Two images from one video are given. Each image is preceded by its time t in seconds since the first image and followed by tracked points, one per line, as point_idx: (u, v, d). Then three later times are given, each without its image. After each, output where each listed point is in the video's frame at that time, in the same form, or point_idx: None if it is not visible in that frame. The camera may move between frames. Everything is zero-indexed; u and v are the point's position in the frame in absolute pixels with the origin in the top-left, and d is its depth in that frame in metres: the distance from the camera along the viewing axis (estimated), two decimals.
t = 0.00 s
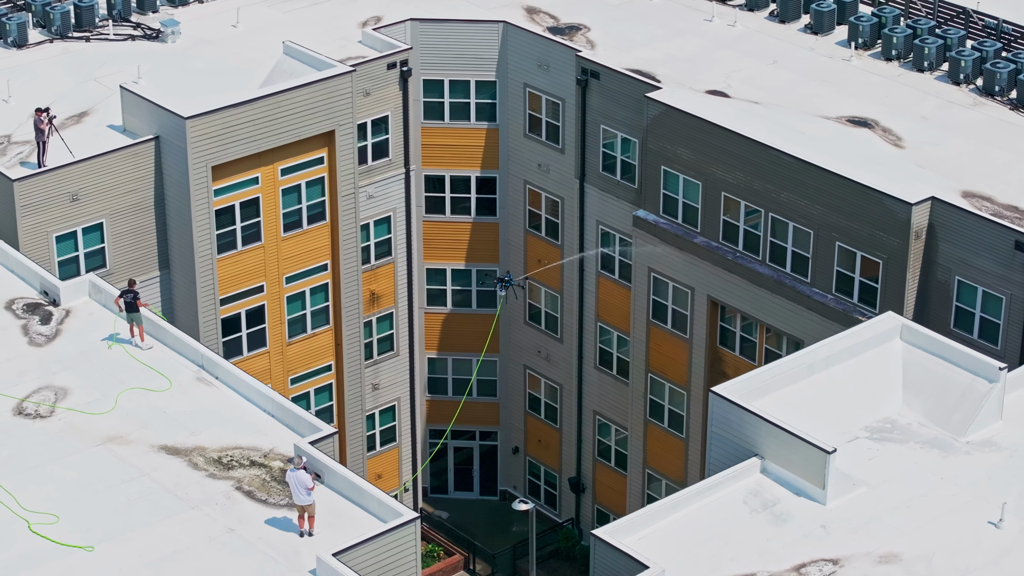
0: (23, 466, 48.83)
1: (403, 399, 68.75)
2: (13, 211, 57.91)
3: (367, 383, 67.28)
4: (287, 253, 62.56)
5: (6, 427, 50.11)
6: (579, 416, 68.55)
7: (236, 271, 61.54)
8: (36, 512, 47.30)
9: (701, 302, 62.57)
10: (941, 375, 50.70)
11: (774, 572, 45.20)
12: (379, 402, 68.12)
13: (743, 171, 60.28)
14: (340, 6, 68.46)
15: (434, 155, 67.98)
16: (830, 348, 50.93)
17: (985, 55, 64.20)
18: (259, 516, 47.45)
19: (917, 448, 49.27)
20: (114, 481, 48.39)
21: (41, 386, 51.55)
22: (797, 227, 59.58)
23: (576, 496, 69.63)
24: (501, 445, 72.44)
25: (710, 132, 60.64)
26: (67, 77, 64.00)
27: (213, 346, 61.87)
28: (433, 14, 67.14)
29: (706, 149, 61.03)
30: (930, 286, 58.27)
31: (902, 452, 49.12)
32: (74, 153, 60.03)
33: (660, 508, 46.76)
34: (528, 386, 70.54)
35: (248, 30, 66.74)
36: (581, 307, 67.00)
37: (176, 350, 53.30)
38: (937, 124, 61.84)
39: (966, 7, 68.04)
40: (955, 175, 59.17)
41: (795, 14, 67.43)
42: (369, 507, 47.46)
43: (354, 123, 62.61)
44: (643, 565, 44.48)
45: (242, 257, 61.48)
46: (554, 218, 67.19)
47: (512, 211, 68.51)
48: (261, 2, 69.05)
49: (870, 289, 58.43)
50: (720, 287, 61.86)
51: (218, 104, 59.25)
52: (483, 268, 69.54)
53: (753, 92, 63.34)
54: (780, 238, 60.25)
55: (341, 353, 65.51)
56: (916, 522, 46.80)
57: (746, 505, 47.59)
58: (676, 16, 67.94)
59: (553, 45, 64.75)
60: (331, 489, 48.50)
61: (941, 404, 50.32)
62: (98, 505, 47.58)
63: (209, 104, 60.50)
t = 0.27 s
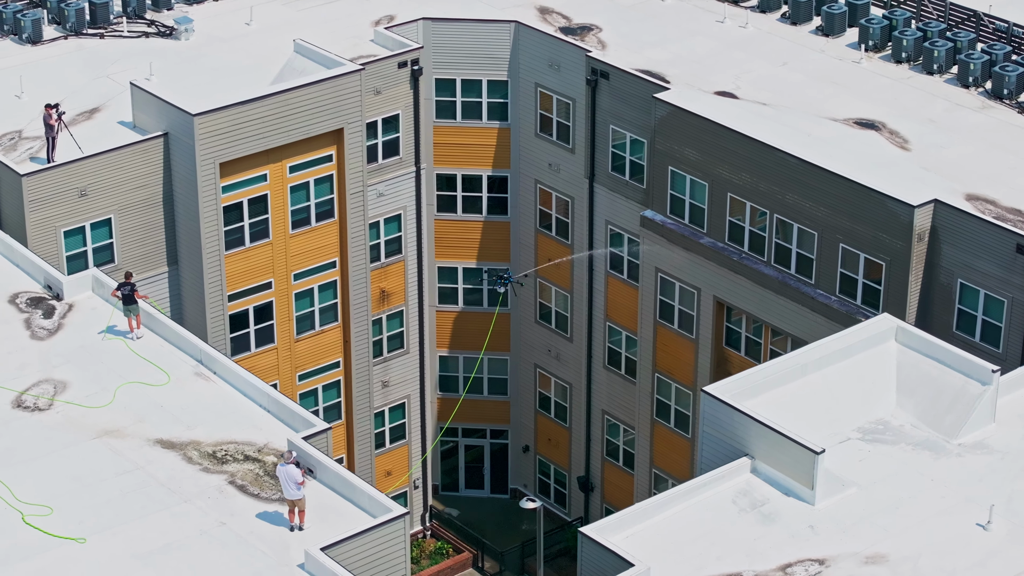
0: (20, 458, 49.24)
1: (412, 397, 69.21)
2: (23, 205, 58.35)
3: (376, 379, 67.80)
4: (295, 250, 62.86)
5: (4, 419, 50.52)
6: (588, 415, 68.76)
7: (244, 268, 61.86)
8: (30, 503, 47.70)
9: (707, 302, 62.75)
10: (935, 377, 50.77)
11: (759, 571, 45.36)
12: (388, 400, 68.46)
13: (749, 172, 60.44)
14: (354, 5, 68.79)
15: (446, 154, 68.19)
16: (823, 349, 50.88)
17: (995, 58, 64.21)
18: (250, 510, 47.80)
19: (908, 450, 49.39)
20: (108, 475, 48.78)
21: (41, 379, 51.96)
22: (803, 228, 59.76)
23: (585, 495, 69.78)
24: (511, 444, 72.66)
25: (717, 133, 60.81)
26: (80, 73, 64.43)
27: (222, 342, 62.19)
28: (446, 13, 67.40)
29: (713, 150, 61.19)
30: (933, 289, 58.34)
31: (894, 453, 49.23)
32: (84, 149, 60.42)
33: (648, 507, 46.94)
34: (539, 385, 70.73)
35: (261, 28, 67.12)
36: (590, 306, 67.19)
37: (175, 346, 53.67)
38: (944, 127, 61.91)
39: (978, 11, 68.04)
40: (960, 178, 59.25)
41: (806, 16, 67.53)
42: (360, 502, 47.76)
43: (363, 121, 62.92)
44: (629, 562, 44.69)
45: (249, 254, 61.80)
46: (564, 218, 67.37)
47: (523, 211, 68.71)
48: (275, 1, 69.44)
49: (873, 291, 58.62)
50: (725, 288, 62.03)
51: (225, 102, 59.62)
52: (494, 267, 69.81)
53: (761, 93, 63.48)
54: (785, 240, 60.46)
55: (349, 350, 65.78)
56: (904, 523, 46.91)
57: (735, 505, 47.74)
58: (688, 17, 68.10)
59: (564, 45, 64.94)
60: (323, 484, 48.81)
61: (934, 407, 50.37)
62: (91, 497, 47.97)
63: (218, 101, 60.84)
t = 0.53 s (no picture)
0: (14, 451, 49.65)
1: (420, 395, 69.49)
2: (28, 201, 58.77)
3: (383, 378, 68.00)
4: (301, 248, 63.14)
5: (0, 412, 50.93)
6: (594, 415, 68.97)
7: (249, 264, 62.14)
8: (22, 496, 48.11)
9: (711, 304, 62.94)
10: (926, 380, 50.82)
11: (742, 571, 45.54)
12: (395, 398, 68.75)
13: (751, 174, 60.63)
14: (366, 5, 69.09)
15: (455, 153, 68.29)
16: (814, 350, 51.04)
17: (1002, 62, 64.28)
18: (239, 505, 48.16)
19: (897, 452, 49.53)
20: (101, 468, 49.18)
21: (38, 373, 52.35)
22: (805, 231, 59.93)
23: (591, 495, 69.98)
24: (520, 443, 72.90)
25: (721, 134, 61.04)
26: (90, 70, 64.83)
27: (226, 339, 62.46)
28: (456, 13, 67.69)
29: (717, 151, 61.41)
30: (933, 292, 58.40)
31: (881, 455, 49.35)
32: (90, 146, 60.82)
33: (633, 506, 47.12)
34: (547, 384, 70.96)
35: (272, 26, 67.46)
36: (597, 306, 67.39)
37: (172, 341, 53.99)
38: (948, 130, 62.00)
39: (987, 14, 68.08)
40: (962, 181, 59.35)
41: (815, 18, 67.64)
42: (348, 498, 48.08)
43: (369, 121, 63.11)
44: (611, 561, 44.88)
45: (255, 251, 62.09)
46: (572, 218, 67.56)
47: (532, 211, 68.95)
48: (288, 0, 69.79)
49: (873, 294, 58.81)
50: (729, 289, 62.22)
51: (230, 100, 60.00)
52: (503, 266, 69.99)
53: (767, 95, 63.61)
54: (787, 241, 60.58)
55: (355, 348, 65.98)
56: (889, 524, 47.04)
57: (720, 505, 47.91)
58: (697, 19, 68.25)
59: (572, 45, 65.19)
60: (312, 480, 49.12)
61: (924, 411, 50.51)
62: (82, 491, 48.36)
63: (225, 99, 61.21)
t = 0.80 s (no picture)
0: (7, 443, 50.06)
1: (426, 392, 69.82)
2: (33, 195, 59.20)
3: (388, 375, 68.37)
4: (305, 244, 63.44)
5: None
6: (599, 414, 69.21)
7: (254, 261, 62.49)
8: (13, 487, 48.51)
9: (713, 304, 63.13)
10: (915, 381, 50.89)
11: (723, 569, 45.71)
12: (402, 394, 69.06)
13: (753, 174, 60.82)
14: (376, 4, 69.40)
15: (464, 153, 68.72)
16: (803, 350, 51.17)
17: (1006, 64, 64.34)
18: (227, 499, 48.51)
19: (883, 452, 49.67)
20: (92, 461, 49.57)
21: (34, 366, 52.76)
22: (804, 232, 60.12)
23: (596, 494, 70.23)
24: (527, 441, 73.14)
25: (723, 135, 61.21)
26: (99, 67, 65.26)
27: (230, 335, 62.80)
28: (465, 12, 67.96)
29: (719, 151, 61.59)
30: (931, 293, 58.48)
31: (869, 455, 49.49)
32: (95, 142, 61.21)
33: (617, 504, 47.33)
34: (554, 382, 71.19)
35: (282, 24, 67.78)
36: (602, 305, 67.60)
37: (168, 336, 54.35)
38: (951, 132, 62.09)
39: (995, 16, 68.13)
40: (962, 184, 59.43)
41: (823, 20, 67.76)
42: (335, 493, 48.41)
43: (374, 119, 63.29)
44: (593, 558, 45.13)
45: (259, 248, 62.42)
46: (578, 217, 67.77)
47: (539, 210, 69.19)
48: None
49: (872, 295, 58.98)
50: (731, 289, 62.39)
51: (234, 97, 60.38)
52: (511, 265, 70.29)
53: (772, 96, 63.76)
54: (787, 241, 60.75)
55: (359, 344, 66.11)
56: (873, 524, 47.19)
57: (705, 503, 48.10)
58: (705, 20, 68.43)
59: (578, 45, 65.40)
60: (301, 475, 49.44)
61: (912, 412, 50.62)
62: (72, 483, 48.76)
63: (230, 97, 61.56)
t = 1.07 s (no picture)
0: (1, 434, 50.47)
1: (432, 388, 70.14)
2: (38, 188, 59.68)
3: (395, 370, 68.67)
4: (309, 240, 63.75)
5: None
6: (605, 411, 69.45)
7: (258, 256, 62.79)
8: (4, 478, 48.92)
9: (715, 303, 63.31)
10: (904, 381, 51.03)
11: (704, 566, 45.91)
12: (408, 390, 69.40)
13: (754, 174, 61.01)
14: (386, 2, 69.67)
15: (471, 150, 68.87)
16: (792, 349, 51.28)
17: (1012, 65, 64.40)
18: (216, 492, 48.86)
19: (870, 451, 49.82)
20: (84, 452, 49.96)
21: (30, 358, 53.17)
22: (804, 231, 60.28)
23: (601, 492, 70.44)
24: (534, 438, 73.46)
25: (724, 134, 61.41)
26: (108, 62, 65.67)
27: (234, 330, 63.09)
28: (474, 10, 68.21)
29: (721, 150, 61.79)
30: (929, 294, 58.53)
31: (855, 455, 49.66)
32: (101, 136, 61.64)
33: (602, 500, 47.55)
34: (560, 380, 71.44)
35: (291, 21, 68.07)
36: (607, 303, 67.85)
37: (164, 329, 54.72)
38: (954, 133, 62.17)
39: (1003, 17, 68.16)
40: (962, 185, 59.50)
41: (830, 20, 67.87)
42: (322, 486, 48.73)
43: (380, 116, 63.46)
44: (573, 553, 45.38)
45: (263, 243, 62.74)
46: (584, 215, 68.01)
47: (546, 208, 69.46)
48: None
49: (871, 295, 59.12)
50: (732, 288, 62.56)
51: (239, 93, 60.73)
52: (518, 262, 70.52)
53: (776, 96, 63.89)
54: (788, 241, 60.91)
55: (364, 340, 66.40)
56: (856, 523, 47.33)
57: (689, 500, 48.29)
58: (713, 19, 68.58)
59: (585, 44, 65.63)
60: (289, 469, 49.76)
61: (900, 412, 50.76)
62: (63, 474, 49.15)
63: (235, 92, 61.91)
